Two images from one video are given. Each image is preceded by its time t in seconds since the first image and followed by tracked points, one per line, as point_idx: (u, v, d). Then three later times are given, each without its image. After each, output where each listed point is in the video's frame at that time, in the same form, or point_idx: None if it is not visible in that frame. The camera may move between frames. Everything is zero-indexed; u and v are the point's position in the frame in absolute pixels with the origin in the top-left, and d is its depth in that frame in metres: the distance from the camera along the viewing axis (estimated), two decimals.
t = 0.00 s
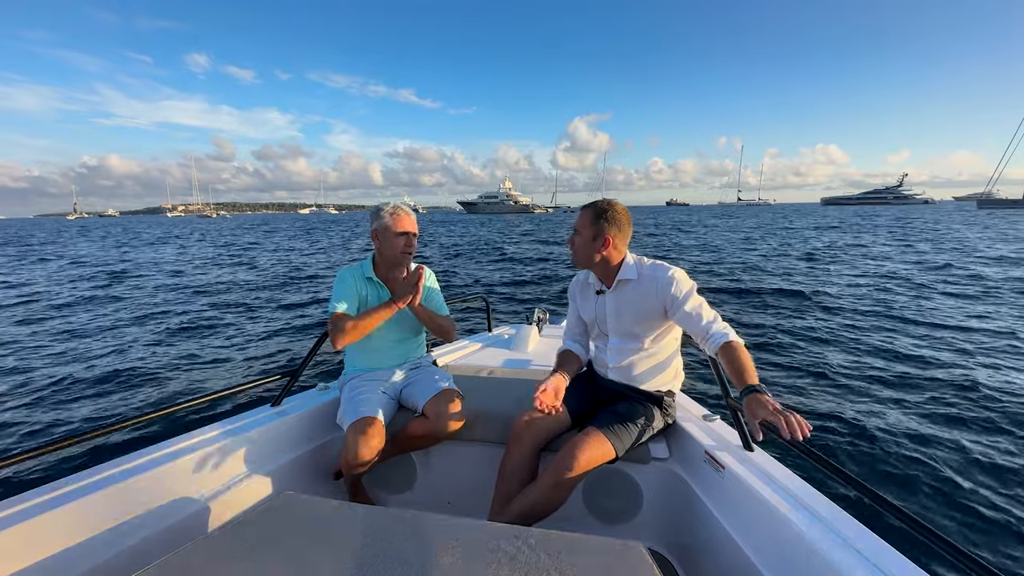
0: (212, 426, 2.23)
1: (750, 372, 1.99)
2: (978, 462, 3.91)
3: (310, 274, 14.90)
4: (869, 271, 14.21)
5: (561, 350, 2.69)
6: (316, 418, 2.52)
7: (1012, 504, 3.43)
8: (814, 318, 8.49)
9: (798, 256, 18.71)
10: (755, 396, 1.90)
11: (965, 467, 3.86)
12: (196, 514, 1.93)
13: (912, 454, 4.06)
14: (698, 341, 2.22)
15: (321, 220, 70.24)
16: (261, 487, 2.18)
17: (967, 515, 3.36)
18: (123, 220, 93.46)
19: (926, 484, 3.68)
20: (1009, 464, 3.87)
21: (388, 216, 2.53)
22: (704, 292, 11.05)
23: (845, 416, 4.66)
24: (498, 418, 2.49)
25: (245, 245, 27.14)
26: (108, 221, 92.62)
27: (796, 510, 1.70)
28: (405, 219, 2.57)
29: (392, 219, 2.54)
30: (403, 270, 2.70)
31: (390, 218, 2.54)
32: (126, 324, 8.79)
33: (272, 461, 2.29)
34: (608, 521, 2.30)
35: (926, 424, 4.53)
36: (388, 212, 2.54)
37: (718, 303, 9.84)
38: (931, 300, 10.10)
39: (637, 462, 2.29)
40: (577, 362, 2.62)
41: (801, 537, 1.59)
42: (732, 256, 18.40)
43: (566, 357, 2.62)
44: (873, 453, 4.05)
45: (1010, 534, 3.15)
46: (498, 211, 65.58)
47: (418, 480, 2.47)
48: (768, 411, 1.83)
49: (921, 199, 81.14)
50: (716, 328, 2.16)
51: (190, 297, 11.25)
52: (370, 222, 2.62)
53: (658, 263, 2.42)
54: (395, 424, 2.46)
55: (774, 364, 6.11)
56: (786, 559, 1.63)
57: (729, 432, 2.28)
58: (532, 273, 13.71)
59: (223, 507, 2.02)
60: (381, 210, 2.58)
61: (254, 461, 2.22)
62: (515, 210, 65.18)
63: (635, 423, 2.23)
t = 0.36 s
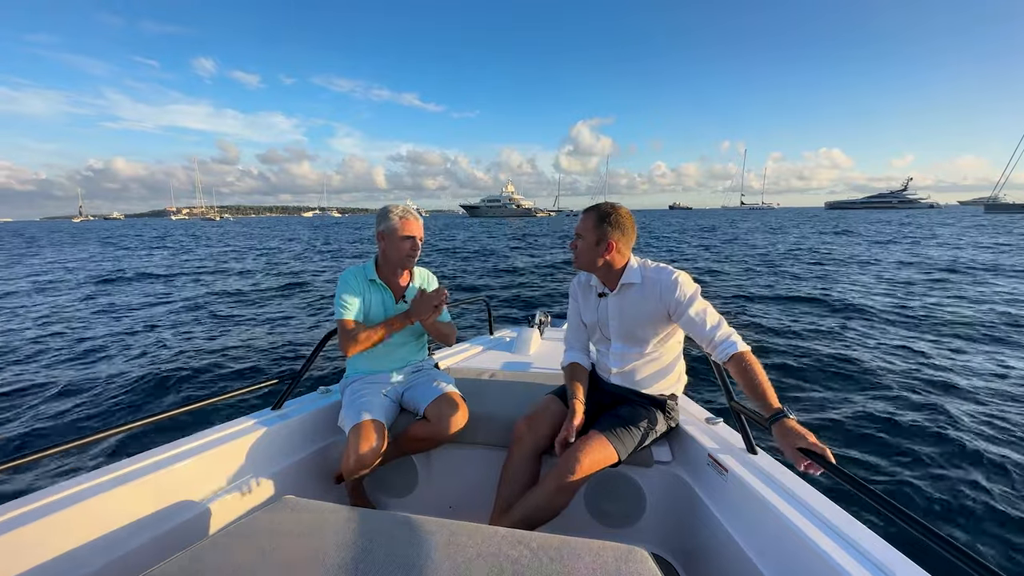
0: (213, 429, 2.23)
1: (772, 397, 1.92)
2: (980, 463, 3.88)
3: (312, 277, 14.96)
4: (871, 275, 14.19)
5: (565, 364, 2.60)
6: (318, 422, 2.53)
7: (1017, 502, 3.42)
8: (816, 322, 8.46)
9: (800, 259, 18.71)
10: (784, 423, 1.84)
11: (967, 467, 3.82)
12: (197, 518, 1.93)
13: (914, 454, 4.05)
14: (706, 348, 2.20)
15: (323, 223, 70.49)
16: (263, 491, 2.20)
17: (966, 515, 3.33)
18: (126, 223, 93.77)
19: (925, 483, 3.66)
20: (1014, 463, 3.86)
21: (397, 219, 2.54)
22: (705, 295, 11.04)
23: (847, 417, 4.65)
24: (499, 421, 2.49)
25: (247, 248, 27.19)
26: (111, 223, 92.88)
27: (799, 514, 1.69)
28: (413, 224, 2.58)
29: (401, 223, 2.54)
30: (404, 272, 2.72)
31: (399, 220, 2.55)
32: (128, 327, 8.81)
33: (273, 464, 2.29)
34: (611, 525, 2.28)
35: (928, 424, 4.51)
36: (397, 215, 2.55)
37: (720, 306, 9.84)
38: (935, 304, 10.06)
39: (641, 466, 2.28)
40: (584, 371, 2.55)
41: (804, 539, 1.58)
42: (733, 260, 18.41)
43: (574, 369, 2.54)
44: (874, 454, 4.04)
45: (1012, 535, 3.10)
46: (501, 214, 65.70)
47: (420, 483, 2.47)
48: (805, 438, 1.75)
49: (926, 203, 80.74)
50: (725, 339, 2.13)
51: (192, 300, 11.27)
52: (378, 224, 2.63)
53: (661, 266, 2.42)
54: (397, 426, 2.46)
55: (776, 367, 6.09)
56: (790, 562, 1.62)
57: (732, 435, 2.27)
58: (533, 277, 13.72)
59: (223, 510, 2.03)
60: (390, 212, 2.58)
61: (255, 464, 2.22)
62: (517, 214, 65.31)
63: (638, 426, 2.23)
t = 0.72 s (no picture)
0: (212, 442, 2.19)
1: (779, 408, 1.90)
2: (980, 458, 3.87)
3: (314, 278, 14.97)
4: (874, 279, 14.14)
5: (568, 376, 2.54)
6: (321, 431, 2.51)
7: None
8: (819, 326, 8.39)
9: (801, 263, 18.66)
10: (794, 433, 1.82)
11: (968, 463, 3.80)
12: (201, 530, 1.91)
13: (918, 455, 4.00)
14: (706, 357, 2.17)
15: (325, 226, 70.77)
16: (264, 497, 2.17)
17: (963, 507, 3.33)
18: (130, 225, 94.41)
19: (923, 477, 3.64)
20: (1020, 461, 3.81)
21: (405, 228, 2.54)
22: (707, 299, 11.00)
23: (847, 414, 4.62)
24: (503, 429, 2.47)
25: (247, 250, 27.15)
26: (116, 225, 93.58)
27: (804, 520, 1.67)
28: (420, 233, 2.57)
29: (409, 232, 2.54)
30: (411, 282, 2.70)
31: (406, 229, 2.54)
32: (128, 329, 8.77)
33: (276, 475, 2.27)
34: (617, 535, 2.24)
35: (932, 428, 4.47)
36: (405, 225, 2.55)
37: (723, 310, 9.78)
38: (939, 308, 9.98)
39: (646, 474, 2.25)
40: (587, 381, 2.49)
41: (809, 546, 1.57)
42: (734, 263, 18.39)
43: (577, 381, 2.48)
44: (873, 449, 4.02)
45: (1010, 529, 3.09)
46: (502, 217, 65.86)
47: (424, 493, 2.44)
48: (817, 448, 1.74)
49: (930, 207, 80.42)
50: (726, 346, 2.11)
51: (191, 301, 11.21)
52: (384, 232, 2.63)
53: (662, 271, 2.41)
54: (400, 435, 2.43)
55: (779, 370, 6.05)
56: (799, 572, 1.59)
57: (737, 442, 2.25)
58: (534, 280, 13.71)
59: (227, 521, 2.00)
60: (398, 221, 2.58)
61: (257, 476, 2.19)
62: (519, 216, 65.41)
63: (642, 433, 2.21)
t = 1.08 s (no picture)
0: (215, 457, 2.15)
1: (785, 415, 1.86)
2: (990, 470, 3.85)
3: (317, 281, 14.97)
4: (878, 280, 14.08)
5: (573, 385, 2.51)
6: (326, 443, 2.47)
7: None
8: (823, 329, 8.35)
9: (805, 264, 18.61)
10: (800, 441, 1.78)
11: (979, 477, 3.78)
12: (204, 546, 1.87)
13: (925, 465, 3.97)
14: (709, 362, 2.14)
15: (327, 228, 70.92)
16: (268, 506, 2.14)
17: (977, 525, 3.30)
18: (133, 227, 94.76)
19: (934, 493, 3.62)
20: None
21: (413, 242, 2.50)
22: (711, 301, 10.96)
23: (855, 425, 4.59)
24: (509, 439, 2.43)
25: (248, 253, 27.20)
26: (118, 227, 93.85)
27: (811, 528, 1.63)
28: (429, 247, 2.53)
29: (418, 246, 2.50)
30: (422, 296, 2.64)
31: (414, 244, 2.50)
32: (130, 333, 8.77)
33: (280, 488, 2.23)
34: (624, 544, 2.20)
35: (942, 434, 4.42)
36: (414, 238, 2.51)
37: (727, 313, 9.74)
38: (944, 310, 9.92)
39: (652, 482, 2.21)
40: (593, 391, 2.45)
41: (817, 556, 1.53)
42: (738, 265, 18.34)
43: (583, 391, 2.44)
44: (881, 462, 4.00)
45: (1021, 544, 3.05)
46: (504, 218, 65.92)
47: (430, 505, 2.41)
48: (824, 456, 1.70)
49: (933, 207, 80.15)
50: (730, 351, 2.07)
51: (192, 305, 11.19)
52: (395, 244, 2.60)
53: (668, 279, 2.37)
54: (406, 446, 2.40)
55: (785, 374, 6.01)
56: None
57: (744, 449, 2.21)
58: (537, 282, 13.69)
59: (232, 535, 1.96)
60: (406, 234, 2.54)
61: (261, 490, 2.15)
62: (521, 218, 65.41)
63: (646, 441, 2.17)
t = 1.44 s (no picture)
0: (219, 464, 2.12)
1: (790, 420, 1.82)
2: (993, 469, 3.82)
3: (319, 284, 14.97)
4: (883, 280, 14.01)
5: (578, 391, 2.48)
6: (331, 449, 2.44)
7: None
8: (829, 330, 8.27)
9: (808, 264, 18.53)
10: (806, 447, 1.74)
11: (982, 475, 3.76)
12: (208, 553, 1.85)
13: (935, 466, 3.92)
14: (715, 368, 2.10)
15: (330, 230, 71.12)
16: (273, 511, 2.12)
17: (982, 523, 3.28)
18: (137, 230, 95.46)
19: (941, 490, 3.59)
20: None
21: (405, 247, 2.48)
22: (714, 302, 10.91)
23: (863, 426, 4.54)
24: (515, 445, 2.40)
25: (251, 255, 27.21)
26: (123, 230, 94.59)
27: (814, 533, 1.61)
28: (422, 250, 2.51)
29: (410, 250, 2.48)
30: (422, 304, 2.60)
31: (407, 249, 2.49)
32: (132, 337, 8.76)
33: (284, 494, 2.20)
34: (630, 552, 2.17)
35: (952, 436, 4.36)
36: (405, 244, 2.50)
37: (731, 314, 9.68)
38: (951, 310, 9.81)
39: (657, 488, 2.18)
40: (598, 397, 2.42)
41: (819, 560, 1.51)
42: (741, 265, 18.26)
43: (587, 397, 2.41)
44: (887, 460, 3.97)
45: None
46: (506, 219, 65.89)
47: (434, 511, 2.38)
48: (830, 462, 1.66)
49: (940, 205, 79.44)
50: (735, 357, 2.04)
51: (194, 309, 11.18)
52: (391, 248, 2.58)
53: (674, 285, 2.33)
54: (411, 452, 2.38)
55: (790, 376, 5.96)
56: None
57: (749, 456, 2.17)
58: (539, 284, 13.65)
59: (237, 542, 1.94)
60: (399, 241, 2.53)
61: (266, 496, 2.13)
62: (523, 219, 65.44)
63: (651, 447, 2.13)
